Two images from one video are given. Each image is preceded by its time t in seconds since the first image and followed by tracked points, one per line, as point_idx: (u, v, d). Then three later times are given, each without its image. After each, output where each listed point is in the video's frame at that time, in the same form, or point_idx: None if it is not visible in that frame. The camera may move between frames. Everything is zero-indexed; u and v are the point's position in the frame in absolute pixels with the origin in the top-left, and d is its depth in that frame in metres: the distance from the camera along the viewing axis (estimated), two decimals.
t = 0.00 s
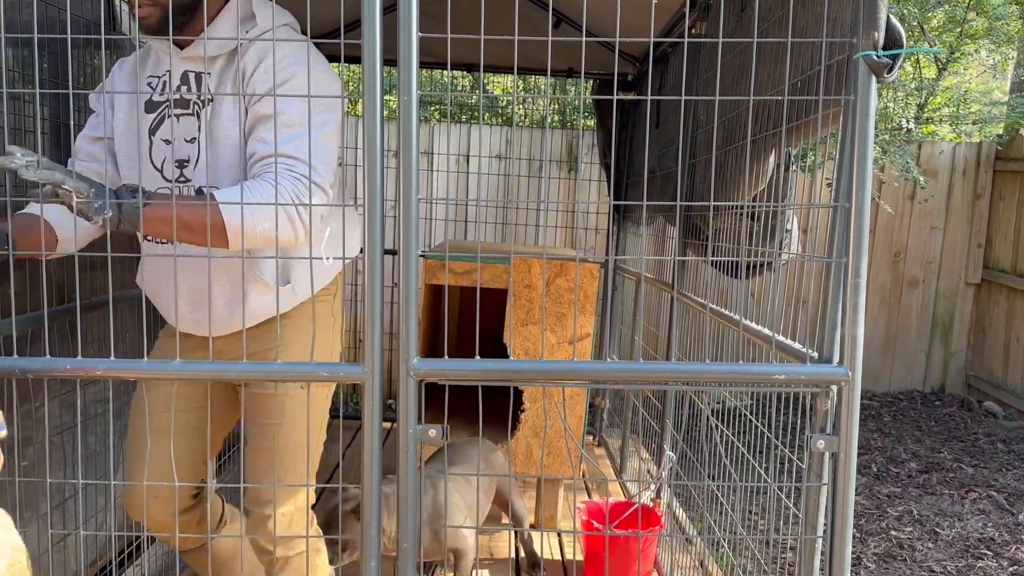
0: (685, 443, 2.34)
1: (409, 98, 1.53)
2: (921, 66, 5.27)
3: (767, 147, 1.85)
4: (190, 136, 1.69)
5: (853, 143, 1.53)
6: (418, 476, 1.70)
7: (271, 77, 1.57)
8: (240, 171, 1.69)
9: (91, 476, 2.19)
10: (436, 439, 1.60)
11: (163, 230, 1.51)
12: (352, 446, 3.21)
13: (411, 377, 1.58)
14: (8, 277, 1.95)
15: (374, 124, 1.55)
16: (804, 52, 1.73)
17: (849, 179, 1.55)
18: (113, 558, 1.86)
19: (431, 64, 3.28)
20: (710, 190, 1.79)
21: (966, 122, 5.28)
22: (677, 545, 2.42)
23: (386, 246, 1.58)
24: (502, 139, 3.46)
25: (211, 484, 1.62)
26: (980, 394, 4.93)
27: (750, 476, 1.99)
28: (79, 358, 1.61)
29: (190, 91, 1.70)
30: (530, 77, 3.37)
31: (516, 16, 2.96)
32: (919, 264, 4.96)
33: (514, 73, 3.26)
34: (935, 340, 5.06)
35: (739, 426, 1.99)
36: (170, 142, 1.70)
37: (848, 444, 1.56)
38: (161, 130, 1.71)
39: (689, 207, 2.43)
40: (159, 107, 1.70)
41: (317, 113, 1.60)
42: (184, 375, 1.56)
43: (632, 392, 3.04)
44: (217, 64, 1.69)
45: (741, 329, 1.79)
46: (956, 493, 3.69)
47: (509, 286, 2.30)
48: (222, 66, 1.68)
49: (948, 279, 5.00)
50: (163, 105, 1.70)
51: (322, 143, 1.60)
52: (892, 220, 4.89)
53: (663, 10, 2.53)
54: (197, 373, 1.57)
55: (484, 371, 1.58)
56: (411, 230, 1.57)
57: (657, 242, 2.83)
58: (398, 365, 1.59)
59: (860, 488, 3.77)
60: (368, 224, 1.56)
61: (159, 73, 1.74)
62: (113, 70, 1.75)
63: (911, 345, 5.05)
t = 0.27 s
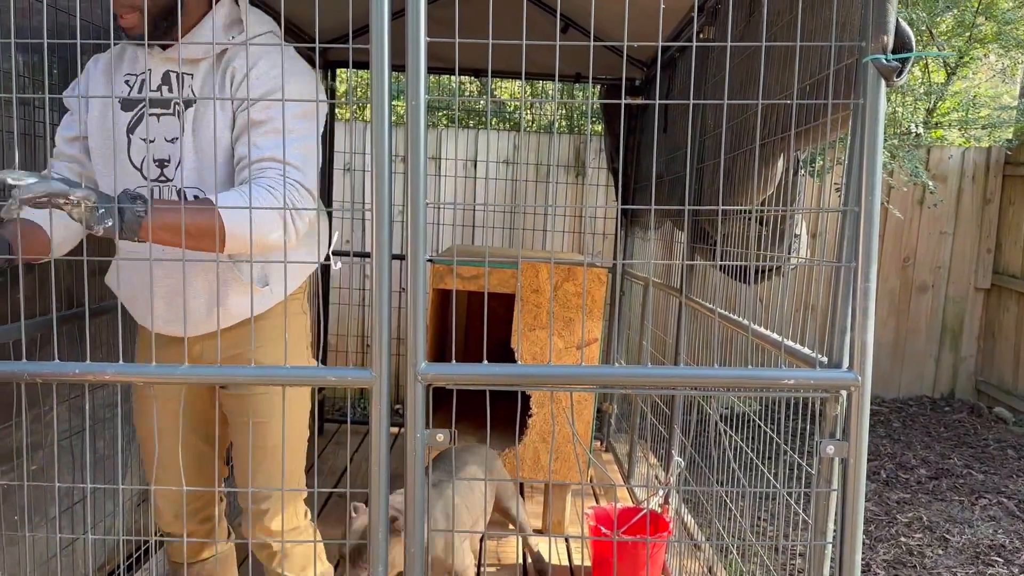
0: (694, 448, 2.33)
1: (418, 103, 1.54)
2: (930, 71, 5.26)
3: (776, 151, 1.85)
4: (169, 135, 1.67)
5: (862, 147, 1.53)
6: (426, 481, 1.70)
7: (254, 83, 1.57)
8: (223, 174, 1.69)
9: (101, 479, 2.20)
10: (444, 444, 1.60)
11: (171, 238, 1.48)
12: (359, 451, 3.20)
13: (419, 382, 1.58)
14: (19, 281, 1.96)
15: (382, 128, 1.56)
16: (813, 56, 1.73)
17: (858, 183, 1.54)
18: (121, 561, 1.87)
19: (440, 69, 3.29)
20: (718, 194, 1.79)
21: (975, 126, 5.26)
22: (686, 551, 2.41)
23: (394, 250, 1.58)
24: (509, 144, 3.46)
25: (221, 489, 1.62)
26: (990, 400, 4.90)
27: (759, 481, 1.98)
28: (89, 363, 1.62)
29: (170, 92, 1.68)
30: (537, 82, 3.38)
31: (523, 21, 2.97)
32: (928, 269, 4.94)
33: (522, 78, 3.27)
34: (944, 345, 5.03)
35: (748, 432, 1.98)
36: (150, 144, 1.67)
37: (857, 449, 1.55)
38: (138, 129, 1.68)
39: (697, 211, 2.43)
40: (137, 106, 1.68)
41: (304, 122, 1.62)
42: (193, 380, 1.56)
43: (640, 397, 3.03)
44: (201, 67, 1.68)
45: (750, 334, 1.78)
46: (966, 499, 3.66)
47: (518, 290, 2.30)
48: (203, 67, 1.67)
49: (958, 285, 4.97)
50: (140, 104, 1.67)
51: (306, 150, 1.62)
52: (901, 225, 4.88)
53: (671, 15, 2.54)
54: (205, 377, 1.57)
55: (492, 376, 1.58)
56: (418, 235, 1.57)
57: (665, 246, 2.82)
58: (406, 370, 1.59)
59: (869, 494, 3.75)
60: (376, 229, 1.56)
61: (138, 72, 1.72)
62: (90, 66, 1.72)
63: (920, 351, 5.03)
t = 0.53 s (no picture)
0: (702, 456, 2.32)
1: (427, 112, 1.55)
2: (937, 78, 5.26)
3: (784, 159, 1.85)
4: (167, 144, 1.71)
5: (871, 155, 1.53)
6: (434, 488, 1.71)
7: (256, 93, 1.63)
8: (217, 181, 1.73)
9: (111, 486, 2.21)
10: (453, 452, 1.60)
11: (182, 240, 1.51)
12: (367, 457, 3.21)
13: (428, 390, 1.59)
14: (31, 288, 1.98)
15: (392, 137, 1.57)
16: (821, 65, 1.74)
17: (867, 192, 1.54)
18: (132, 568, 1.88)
19: (447, 77, 3.30)
20: (727, 202, 1.79)
21: (982, 133, 5.25)
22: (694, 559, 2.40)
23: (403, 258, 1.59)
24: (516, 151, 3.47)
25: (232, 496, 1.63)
26: (999, 408, 4.87)
27: (768, 490, 1.97)
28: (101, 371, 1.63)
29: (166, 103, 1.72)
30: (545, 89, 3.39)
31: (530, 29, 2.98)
32: (936, 276, 4.93)
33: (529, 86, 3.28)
34: (953, 352, 5.01)
35: (757, 440, 1.98)
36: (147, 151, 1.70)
37: (867, 458, 1.55)
38: (135, 137, 1.71)
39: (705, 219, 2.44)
40: (133, 115, 1.71)
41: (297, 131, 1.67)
42: (204, 388, 1.57)
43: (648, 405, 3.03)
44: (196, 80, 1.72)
45: (759, 342, 1.78)
46: (975, 507, 3.64)
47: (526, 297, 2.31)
48: (202, 80, 1.73)
49: (966, 291, 4.95)
50: (136, 114, 1.70)
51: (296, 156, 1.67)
52: (909, 232, 4.88)
53: (679, 23, 2.54)
54: (216, 385, 1.58)
55: (500, 384, 1.59)
56: (427, 243, 1.58)
57: (672, 254, 2.82)
58: (416, 379, 1.60)
59: (878, 501, 3.74)
60: (386, 237, 1.57)
61: (131, 83, 1.74)
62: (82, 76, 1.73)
63: (929, 358, 5.01)
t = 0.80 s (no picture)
0: (714, 468, 2.32)
1: (440, 126, 1.56)
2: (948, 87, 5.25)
3: (795, 170, 1.86)
4: (189, 151, 1.75)
5: (882, 168, 1.53)
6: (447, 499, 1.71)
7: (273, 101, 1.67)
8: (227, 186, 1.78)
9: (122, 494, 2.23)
10: (465, 463, 1.61)
11: (203, 248, 1.52)
12: (379, 466, 3.23)
13: (440, 402, 1.60)
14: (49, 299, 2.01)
15: (405, 148, 1.58)
16: (831, 78, 1.74)
17: (878, 204, 1.55)
18: None
19: (458, 87, 3.33)
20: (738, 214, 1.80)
21: (994, 142, 5.24)
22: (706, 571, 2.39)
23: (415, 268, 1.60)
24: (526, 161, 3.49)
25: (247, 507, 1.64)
26: (1013, 418, 4.83)
27: (780, 502, 1.97)
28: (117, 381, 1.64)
29: (190, 112, 1.77)
30: (555, 100, 3.41)
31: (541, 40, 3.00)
32: (948, 285, 4.91)
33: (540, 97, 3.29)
34: (965, 362, 4.97)
35: (769, 451, 1.98)
36: (170, 159, 1.76)
37: (879, 471, 1.55)
38: (159, 146, 1.76)
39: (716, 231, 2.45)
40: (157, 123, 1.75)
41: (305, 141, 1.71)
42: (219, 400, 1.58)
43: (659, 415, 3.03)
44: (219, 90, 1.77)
45: (772, 354, 1.78)
46: (989, 519, 3.62)
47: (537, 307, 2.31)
48: (222, 89, 1.77)
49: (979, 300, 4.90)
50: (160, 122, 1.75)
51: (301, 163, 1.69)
52: (920, 242, 4.87)
53: (689, 34, 2.55)
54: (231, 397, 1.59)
55: (512, 396, 1.59)
56: (440, 255, 1.59)
57: (683, 264, 2.82)
58: (428, 390, 1.61)
59: (890, 513, 3.72)
60: (398, 247, 1.58)
61: (153, 92, 1.78)
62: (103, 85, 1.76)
63: (941, 368, 4.98)
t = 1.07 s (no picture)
0: (717, 481, 2.31)
1: (441, 139, 1.56)
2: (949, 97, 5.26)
3: (797, 183, 1.86)
4: (216, 165, 1.83)
5: (885, 183, 1.53)
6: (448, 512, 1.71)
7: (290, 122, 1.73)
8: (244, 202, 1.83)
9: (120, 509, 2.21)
10: (467, 477, 1.61)
11: (220, 262, 1.56)
12: (381, 477, 3.23)
13: (441, 416, 1.60)
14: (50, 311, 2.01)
15: (408, 158, 1.58)
16: (833, 92, 1.75)
17: (881, 218, 1.55)
18: None
19: (459, 97, 3.33)
20: (740, 227, 1.80)
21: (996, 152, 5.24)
22: None
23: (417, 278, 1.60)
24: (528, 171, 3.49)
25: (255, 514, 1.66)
26: (1017, 428, 4.81)
27: (784, 516, 1.97)
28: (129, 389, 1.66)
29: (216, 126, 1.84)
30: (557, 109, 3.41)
31: (543, 50, 3.01)
32: (950, 295, 4.90)
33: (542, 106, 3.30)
34: (969, 372, 4.96)
35: (772, 465, 1.98)
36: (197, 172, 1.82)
37: (883, 486, 1.54)
38: (186, 158, 1.82)
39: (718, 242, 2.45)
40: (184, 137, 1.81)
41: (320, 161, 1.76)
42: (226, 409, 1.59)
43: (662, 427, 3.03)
44: (244, 106, 1.86)
45: (775, 367, 1.78)
46: (992, 530, 3.61)
47: (539, 318, 2.31)
48: (249, 107, 1.86)
49: (982, 310, 4.88)
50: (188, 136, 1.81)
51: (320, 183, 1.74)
52: (922, 252, 4.88)
53: (690, 45, 2.56)
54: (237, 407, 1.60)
55: (514, 409, 1.59)
56: (442, 267, 1.59)
57: (685, 275, 2.82)
58: (430, 403, 1.60)
59: (894, 524, 3.70)
60: (400, 258, 1.58)
61: (180, 106, 1.85)
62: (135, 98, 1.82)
63: (944, 378, 4.98)
